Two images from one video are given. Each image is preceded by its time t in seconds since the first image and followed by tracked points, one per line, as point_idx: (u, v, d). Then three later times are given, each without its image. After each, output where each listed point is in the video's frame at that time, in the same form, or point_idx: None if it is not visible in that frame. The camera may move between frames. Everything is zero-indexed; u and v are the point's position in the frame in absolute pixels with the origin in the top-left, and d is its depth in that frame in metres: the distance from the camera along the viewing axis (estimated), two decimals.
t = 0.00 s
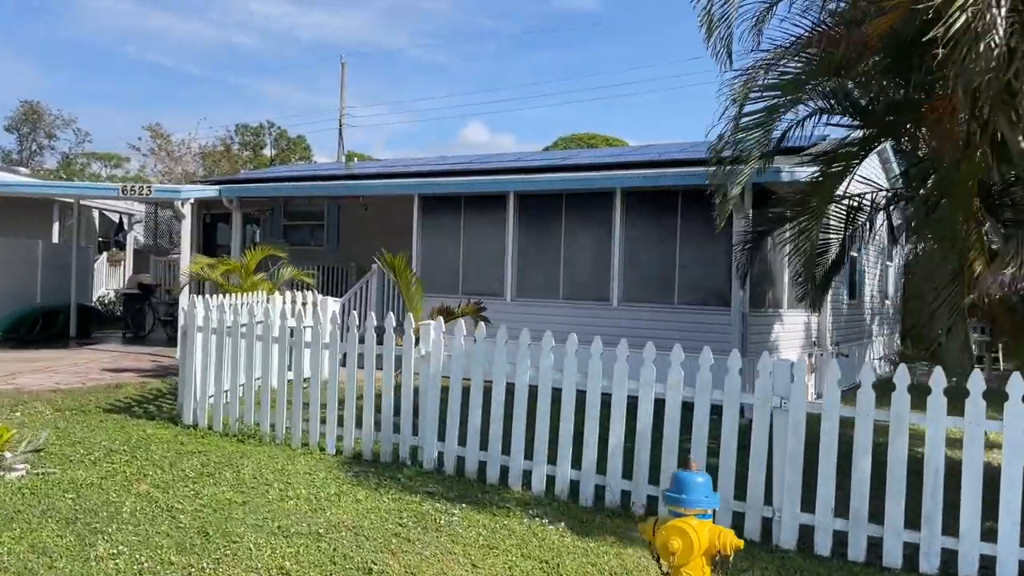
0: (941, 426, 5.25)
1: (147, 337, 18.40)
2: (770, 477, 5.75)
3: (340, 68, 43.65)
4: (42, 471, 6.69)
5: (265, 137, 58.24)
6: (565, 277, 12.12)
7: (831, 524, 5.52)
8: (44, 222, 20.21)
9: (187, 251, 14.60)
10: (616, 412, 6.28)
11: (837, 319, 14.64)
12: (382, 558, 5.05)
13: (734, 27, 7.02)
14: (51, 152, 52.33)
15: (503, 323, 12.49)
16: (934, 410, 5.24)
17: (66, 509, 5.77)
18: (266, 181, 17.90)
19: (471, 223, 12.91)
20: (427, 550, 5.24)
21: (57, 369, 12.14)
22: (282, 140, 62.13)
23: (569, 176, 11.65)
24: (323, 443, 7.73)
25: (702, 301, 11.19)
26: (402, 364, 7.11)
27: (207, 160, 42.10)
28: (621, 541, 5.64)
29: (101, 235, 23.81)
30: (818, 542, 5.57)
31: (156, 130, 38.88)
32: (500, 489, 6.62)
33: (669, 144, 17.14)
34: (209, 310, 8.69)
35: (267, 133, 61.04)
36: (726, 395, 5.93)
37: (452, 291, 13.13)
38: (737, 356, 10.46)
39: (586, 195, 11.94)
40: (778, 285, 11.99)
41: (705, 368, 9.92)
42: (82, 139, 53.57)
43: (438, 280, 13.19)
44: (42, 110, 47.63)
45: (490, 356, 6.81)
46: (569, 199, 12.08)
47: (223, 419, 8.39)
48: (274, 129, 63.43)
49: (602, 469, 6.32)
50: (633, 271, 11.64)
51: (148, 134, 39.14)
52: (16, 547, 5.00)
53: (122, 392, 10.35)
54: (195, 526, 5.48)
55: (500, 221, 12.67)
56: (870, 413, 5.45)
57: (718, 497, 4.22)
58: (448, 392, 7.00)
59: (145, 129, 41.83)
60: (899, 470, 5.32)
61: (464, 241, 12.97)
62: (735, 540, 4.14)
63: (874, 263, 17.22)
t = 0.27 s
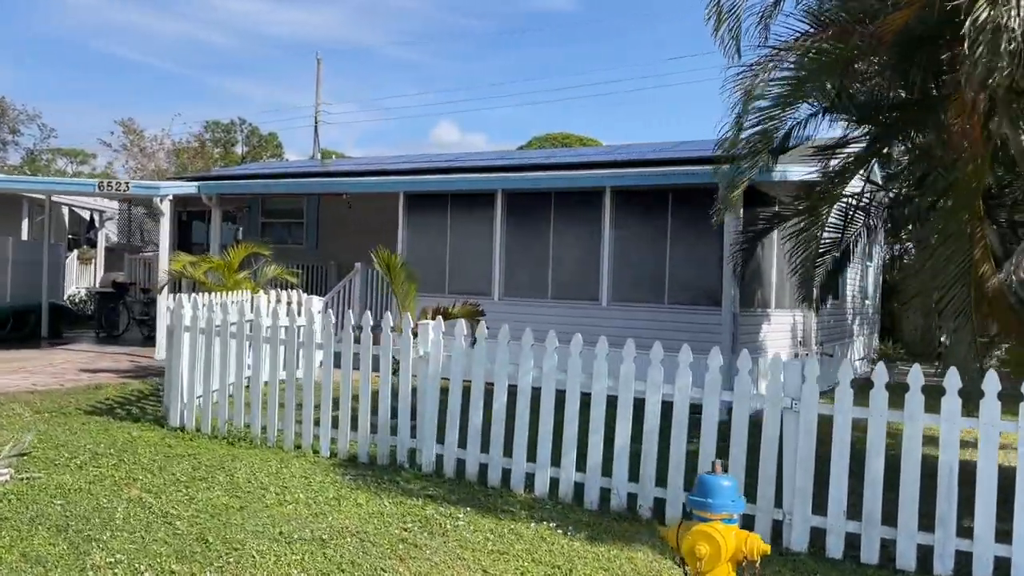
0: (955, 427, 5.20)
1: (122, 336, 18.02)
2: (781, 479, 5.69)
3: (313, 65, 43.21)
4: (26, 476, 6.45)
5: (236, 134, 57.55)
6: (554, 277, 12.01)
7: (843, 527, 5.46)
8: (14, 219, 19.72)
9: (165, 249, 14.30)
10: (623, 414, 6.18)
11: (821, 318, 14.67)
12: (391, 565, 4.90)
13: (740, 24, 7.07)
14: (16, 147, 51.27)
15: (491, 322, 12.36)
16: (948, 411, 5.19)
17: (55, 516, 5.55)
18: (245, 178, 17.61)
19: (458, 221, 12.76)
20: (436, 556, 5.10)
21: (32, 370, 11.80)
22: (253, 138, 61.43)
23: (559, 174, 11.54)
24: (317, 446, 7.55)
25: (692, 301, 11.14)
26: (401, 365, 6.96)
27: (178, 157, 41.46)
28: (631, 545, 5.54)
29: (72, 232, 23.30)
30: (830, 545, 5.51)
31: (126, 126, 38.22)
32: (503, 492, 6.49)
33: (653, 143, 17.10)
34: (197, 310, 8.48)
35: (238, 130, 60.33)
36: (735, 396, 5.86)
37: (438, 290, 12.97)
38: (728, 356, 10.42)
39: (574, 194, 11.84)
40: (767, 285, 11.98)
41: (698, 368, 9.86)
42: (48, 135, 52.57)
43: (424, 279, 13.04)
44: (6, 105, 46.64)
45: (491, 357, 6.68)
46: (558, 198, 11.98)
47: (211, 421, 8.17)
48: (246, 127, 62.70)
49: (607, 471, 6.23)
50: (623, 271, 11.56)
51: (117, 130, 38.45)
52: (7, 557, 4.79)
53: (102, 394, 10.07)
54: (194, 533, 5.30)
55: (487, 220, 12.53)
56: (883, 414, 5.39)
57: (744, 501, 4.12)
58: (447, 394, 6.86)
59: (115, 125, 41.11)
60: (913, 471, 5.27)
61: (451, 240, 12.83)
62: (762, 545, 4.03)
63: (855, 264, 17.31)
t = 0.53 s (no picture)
0: (970, 427, 5.15)
1: (95, 336, 17.63)
2: (790, 479, 5.61)
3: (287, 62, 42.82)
4: (11, 481, 6.21)
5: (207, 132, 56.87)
6: (542, 276, 11.90)
7: (855, 528, 5.39)
8: None
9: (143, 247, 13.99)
10: (628, 414, 6.08)
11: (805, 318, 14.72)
12: (401, 571, 4.77)
13: (748, 20, 7.18)
14: None
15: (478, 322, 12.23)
16: (962, 411, 5.14)
17: (46, 523, 5.34)
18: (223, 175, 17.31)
19: (444, 219, 12.62)
20: (445, 561, 4.97)
21: (6, 370, 11.48)
22: (224, 135, 60.74)
23: (548, 172, 11.45)
24: (310, 448, 7.38)
25: (682, 300, 11.09)
26: (398, 365, 6.80)
27: (149, 154, 40.86)
28: (641, 549, 5.43)
29: (42, 230, 22.80)
30: (841, 546, 5.44)
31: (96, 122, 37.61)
32: (505, 494, 6.36)
33: (636, 143, 17.07)
34: (184, 309, 8.26)
35: (209, 128, 59.63)
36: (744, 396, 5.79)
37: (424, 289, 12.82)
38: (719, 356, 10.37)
39: (563, 192, 11.75)
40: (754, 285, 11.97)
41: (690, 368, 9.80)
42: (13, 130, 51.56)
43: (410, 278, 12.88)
44: None
45: (492, 356, 6.55)
46: (547, 196, 11.88)
47: (200, 423, 7.95)
48: (216, 124, 61.98)
49: (613, 473, 6.12)
50: (612, 270, 11.48)
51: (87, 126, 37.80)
52: None
53: (82, 395, 9.79)
54: (193, 539, 5.12)
55: (474, 219, 12.41)
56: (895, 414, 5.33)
57: (770, 504, 4.03)
58: (447, 394, 6.72)
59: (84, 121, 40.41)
60: (927, 472, 5.21)
61: (437, 238, 12.67)
62: (789, 549, 3.95)
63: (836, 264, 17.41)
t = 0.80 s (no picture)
0: (979, 432, 5.13)
1: (64, 338, 17.20)
2: (798, 484, 5.56)
3: (259, 59, 42.46)
4: None
5: (175, 129, 56.08)
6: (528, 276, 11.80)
7: (863, 534, 5.33)
8: None
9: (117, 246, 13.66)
10: (631, 417, 5.99)
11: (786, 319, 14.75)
12: None
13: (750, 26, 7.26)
14: None
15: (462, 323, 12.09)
16: (971, 415, 5.13)
17: (31, 535, 5.12)
18: (197, 174, 16.98)
19: (428, 218, 12.47)
20: (451, 571, 4.84)
21: None
22: (192, 133, 59.93)
23: (535, 172, 11.34)
24: (300, 454, 7.19)
25: (669, 301, 11.05)
26: (394, 369, 6.65)
27: (116, 151, 40.15)
28: (649, 557, 5.34)
29: (8, 228, 22.24)
30: (849, 552, 5.38)
31: (62, 118, 36.90)
32: (504, 501, 6.24)
33: (618, 144, 17.01)
34: (168, 311, 8.02)
35: (176, 125, 58.78)
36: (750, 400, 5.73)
37: (406, 290, 12.65)
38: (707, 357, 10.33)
39: (550, 193, 11.64)
40: (740, 286, 11.96)
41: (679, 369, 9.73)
42: None
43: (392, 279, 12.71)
44: None
45: (490, 360, 6.42)
46: (532, 196, 11.77)
47: (185, 428, 7.72)
48: (184, 121, 61.15)
49: (615, 479, 6.02)
50: (598, 271, 11.40)
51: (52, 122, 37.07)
52: None
53: (57, 400, 9.49)
54: (189, 552, 4.94)
55: (458, 219, 12.27)
56: (904, 419, 5.29)
57: (794, 513, 3.95)
58: (444, 398, 6.57)
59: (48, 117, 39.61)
60: (936, 476, 5.18)
61: (420, 238, 12.52)
62: (814, 560, 3.88)
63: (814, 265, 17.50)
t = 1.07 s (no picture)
0: (991, 440, 5.11)
1: (33, 341, 16.77)
2: (807, 493, 5.49)
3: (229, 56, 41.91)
4: None
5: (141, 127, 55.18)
6: (514, 279, 11.69)
7: (874, 543, 5.28)
8: None
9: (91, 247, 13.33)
10: (637, 425, 5.89)
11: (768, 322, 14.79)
12: None
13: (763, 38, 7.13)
14: None
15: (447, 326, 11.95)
16: (983, 423, 5.10)
17: (21, 552, 4.91)
18: (172, 173, 16.65)
19: (412, 220, 12.31)
20: None
21: None
22: (159, 131, 59.03)
23: (522, 174, 11.23)
24: (292, 463, 7.00)
25: (658, 304, 10.99)
26: (392, 376, 6.49)
27: (82, 149, 39.39)
28: (659, 568, 5.25)
29: None
30: (860, 562, 5.33)
31: (26, 114, 36.12)
32: (505, 511, 6.11)
33: (599, 145, 16.96)
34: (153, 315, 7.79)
35: (143, 123, 57.85)
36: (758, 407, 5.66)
37: (390, 292, 12.49)
38: (696, 361, 10.28)
39: (537, 195, 11.54)
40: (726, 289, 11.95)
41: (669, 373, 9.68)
42: None
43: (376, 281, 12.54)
44: None
45: (491, 367, 6.28)
46: (519, 198, 11.66)
47: (172, 436, 7.49)
48: (151, 119, 60.21)
49: (620, 488, 5.92)
50: (586, 274, 11.32)
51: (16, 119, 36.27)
52: None
53: (34, 406, 9.21)
54: (188, 568, 4.76)
55: (443, 221, 12.13)
56: (916, 427, 5.26)
57: (821, 526, 3.89)
58: (443, 406, 6.42)
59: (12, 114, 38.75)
60: (948, 485, 5.16)
61: (404, 240, 12.36)
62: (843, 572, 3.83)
63: (793, 267, 17.58)
